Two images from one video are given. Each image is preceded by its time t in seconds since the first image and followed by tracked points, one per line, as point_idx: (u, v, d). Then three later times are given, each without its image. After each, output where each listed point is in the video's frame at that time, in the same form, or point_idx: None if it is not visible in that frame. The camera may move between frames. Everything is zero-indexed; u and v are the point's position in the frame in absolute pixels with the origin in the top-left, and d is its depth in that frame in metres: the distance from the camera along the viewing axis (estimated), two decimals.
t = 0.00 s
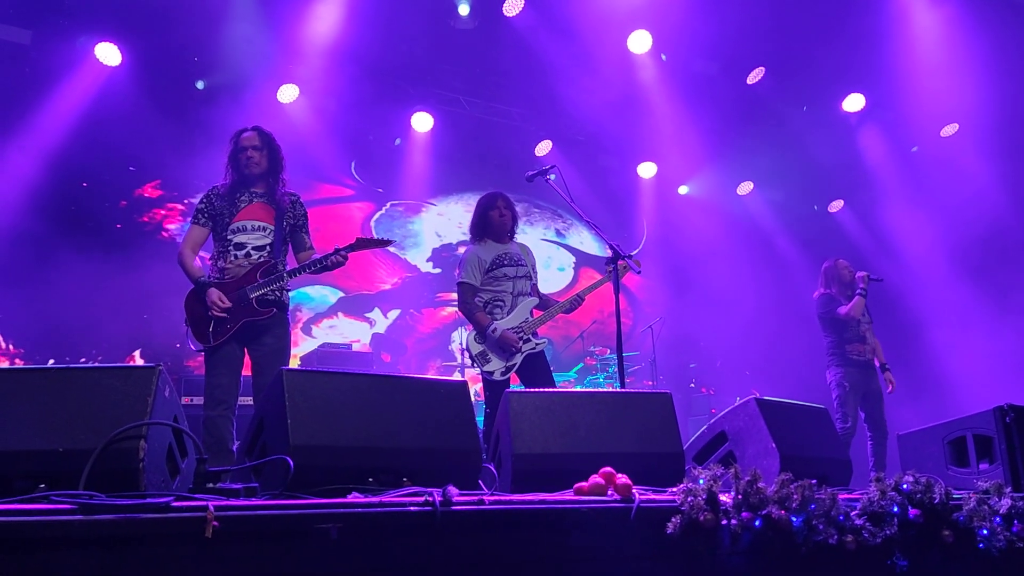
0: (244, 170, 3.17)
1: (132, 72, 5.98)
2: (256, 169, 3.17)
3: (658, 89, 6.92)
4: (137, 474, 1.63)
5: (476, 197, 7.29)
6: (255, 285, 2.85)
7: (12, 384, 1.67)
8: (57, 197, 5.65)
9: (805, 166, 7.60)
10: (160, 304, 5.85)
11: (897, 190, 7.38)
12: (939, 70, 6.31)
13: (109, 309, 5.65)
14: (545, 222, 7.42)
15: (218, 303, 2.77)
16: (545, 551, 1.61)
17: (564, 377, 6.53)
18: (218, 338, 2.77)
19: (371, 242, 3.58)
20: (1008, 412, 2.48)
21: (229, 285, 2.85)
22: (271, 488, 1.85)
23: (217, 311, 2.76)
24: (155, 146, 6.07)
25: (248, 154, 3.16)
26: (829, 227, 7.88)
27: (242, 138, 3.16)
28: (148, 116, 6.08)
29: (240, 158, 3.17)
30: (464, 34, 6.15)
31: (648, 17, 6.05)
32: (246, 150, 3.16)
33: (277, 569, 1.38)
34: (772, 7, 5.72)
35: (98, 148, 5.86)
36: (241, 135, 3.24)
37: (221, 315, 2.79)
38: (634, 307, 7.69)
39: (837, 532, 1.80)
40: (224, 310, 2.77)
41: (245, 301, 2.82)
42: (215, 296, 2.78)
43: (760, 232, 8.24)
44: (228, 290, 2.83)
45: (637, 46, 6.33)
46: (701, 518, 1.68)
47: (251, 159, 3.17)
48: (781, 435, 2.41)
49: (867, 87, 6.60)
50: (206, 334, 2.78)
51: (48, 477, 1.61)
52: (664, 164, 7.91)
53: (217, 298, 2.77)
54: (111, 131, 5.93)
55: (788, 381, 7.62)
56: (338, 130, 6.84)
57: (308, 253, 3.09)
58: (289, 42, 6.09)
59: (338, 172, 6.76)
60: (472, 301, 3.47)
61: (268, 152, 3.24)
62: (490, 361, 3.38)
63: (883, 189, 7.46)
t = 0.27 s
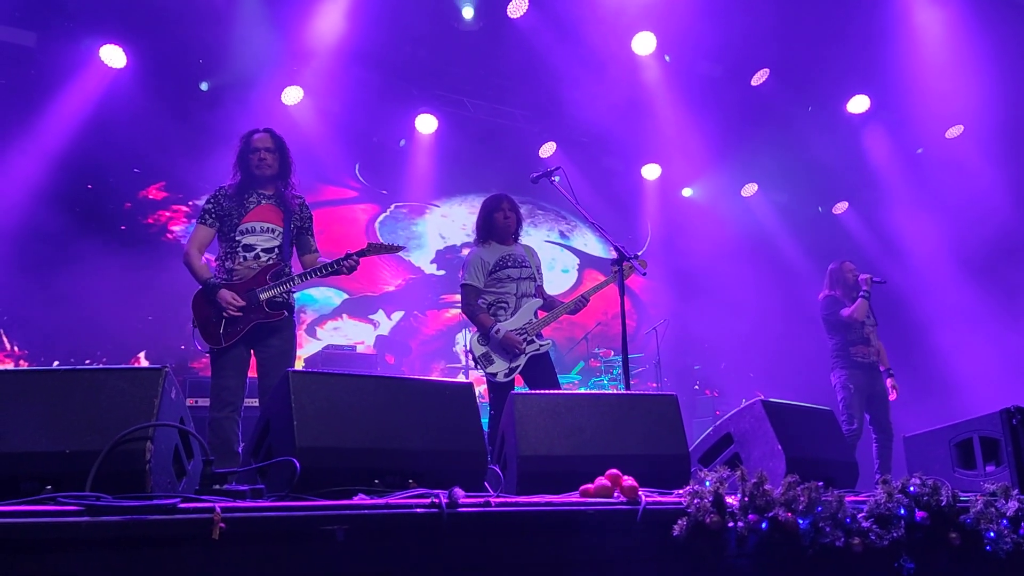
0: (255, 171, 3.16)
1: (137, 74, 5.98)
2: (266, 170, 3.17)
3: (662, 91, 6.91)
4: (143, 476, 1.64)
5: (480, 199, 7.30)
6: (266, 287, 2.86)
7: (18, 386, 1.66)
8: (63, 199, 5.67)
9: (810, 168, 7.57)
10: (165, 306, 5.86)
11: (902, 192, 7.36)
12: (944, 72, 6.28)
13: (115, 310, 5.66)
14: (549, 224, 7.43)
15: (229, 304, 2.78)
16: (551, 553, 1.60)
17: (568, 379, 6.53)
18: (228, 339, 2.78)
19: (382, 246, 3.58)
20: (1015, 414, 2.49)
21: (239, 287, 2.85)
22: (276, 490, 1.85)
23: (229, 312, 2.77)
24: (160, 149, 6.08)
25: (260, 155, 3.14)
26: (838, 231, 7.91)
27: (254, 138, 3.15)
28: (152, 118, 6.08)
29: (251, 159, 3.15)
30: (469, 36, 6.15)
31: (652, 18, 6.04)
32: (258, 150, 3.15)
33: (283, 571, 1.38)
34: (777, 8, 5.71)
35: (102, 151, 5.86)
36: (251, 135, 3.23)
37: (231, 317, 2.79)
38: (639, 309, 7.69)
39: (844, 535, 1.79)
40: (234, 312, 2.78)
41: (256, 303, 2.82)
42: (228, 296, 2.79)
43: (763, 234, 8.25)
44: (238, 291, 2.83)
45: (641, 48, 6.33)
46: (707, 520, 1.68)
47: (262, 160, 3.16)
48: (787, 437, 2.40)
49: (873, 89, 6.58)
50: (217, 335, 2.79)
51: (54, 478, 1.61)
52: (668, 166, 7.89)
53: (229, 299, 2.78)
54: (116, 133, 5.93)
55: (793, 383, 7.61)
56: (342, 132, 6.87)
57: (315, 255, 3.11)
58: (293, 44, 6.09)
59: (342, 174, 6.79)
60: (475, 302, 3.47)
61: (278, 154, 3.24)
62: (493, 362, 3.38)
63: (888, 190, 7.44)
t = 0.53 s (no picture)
0: (266, 176, 3.17)
1: (141, 78, 5.99)
2: (277, 177, 3.19)
3: (665, 93, 6.91)
4: (149, 480, 1.64)
5: (483, 201, 7.31)
6: (273, 292, 2.87)
7: (23, 390, 1.67)
8: (67, 203, 5.69)
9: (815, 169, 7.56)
10: (170, 310, 5.88)
11: (907, 192, 7.35)
12: (948, 72, 6.27)
13: (119, 314, 5.68)
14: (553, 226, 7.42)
15: (238, 307, 2.78)
16: (556, 556, 1.60)
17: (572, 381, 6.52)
18: (236, 343, 2.79)
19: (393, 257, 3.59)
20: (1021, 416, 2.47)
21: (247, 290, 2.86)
22: (282, 492, 1.85)
23: (238, 315, 2.78)
24: (165, 152, 6.10)
25: (274, 161, 3.16)
26: (839, 234, 7.89)
27: (268, 144, 3.16)
28: (157, 122, 6.10)
29: (263, 164, 3.16)
30: (472, 39, 6.17)
31: (655, 20, 6.04)
32: (272, 156, 3.17)
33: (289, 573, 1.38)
34: (780, 8, 5.70)
35: (107, 155, 5.88)
36: (264, 139, 3.24)
37: (241, 320, 2.80)
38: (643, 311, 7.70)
39: (850, 536, 1.78)
40: (243, 314, 2.79)
41: (264, 308, 2.83)
42: (237, 297, 2.79)
43: (768, 235, 8.21)
44: (247, 294, 2.84)
45: (644, 50, 6.33)
46: (712, 522, 1.67)
47: (275, 167, 3.17)
48: (792, 439, 2.40)
49: (876, 90, 6.57)
50: (224, 339, 2.79)
51: (61, 481, 1.62)
52: (672, 168, 7.89)
53: (238, 300, 2.78)
54: (120, 137, 5.95)
55: (798, 385, 7.59)
56: (346, 135, 6.88)
57: (318, 261, 3.14)
58: (297, 48, 6.11)
59: (347, 177, 6.80)
60: (479, 305, 3.48)
61: (289, 161, 3.26)
62: (497, 365, 3.37)
63: (892, 191, 7.43)
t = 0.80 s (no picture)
0: (272, 182, 3.19)
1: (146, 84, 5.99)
2: (284, 182, 3.20)
3: (669, 94, 6.91)
4: (154, 483, 1.65)
5: (487, 204, 7.31)
6: (281, 297, 2.88)
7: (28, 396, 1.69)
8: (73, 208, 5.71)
9: (818, 170, 7.55)
10: (175, 315, 5.90)
11: (911, 192, 7.35)
12: (951, 72, 6.26)
13: (125, 318, 5.69)
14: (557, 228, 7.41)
15: (246, 310, 2.79)
16: (561, 558, 1.60)
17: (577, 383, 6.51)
18: (245, 347, 2.79)
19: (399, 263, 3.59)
20: None
21: (255, 295, 2.87)
22: (288, 496, 1.85)
23: (246, 318, 2.79)
24: (169, 158, 6.13)
25: (281, 166, 3.19)
26: (845, 235, 7.89)
27: (275, 149, 3.19)
28: (161, 127, 6.14)
29: (270, 169, 3.18)
30: (475, 43, 6.20)
31: (657, 21, 6.05)
32: (279, 161, 3.19)
33: None
34: (783, 8, 5.70)
35: (112, 160, 5.90)
36: (270, 145, 3.26)
37: (248, 323, 2.81)
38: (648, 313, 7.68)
39: (856, 538, 1.78)
40: (251, 318, 2.79)
41: (271, 312, 2.84)
42: (244, 302, 2.80)
43: (772, 236, 8.20)
44: (254, 299, 2.85)
45: (646, 51, 6.33)
46: (718, 525, 1.66)
47: (281, 173, 3.19)
48: (797, 441, 2.39)
49: (880, 90, 6.56)
50: (232, 343, 2.79)
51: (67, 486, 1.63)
52: (676, 169, 7.89)
53: (245, 304, 2.79)
54: (125, 142, 5.97)
55: (803, 386, 7.57)
56: (349, 139, 6.88)
57: (323, 266, 3.14)
58: (300, 52, 6.13)
59: (350, 180, 6.80)
60: (483, 307, 3.49)
61: (295, 166, 3.28)
62: (502, 367, 3.37)
63: (896, 190, 7.42)
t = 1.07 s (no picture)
0: (274, 184, 3.20)
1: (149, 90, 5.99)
2: (285, 185, 3.22)
3: (671, 95, 6.91)
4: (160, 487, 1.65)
5: (489, 206, 7.35)
6: (286, 299, 2.89)
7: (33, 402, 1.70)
8: (78, 214, 5.74)
9: (822, 169, 7.52)
10: (180, 319, 5.91)
11: (914, 191, 7.33)
12: (956, 71, 6.23)
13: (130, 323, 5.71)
14: (560, 229, 7.41)
15: (251, 314, 2.80)
16: (567, 562, 1.60)
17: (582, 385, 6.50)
18: (251, 350, 2.80)
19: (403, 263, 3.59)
20: None
21: (260, 299, 2.88)
22: (294, 500, 1.85)
23: (251, 322, 2.79)
24: (170, 162, 6.23)
25: (280, 168, 3.20)
26: (850, 234, 7.88)
27: (275, 152, 3.21)
28: (165, 133, 6.20)
29: (270, 172, 3.20)
30: (476, 45, 6.20)
31: (659, 23, 6.05)
32: (279, 163, 3.21)
33: None
34: (786, 8, 5.69)
35: (115, 165, 5.95)
36: (270, 148, 3.28)
37: (255, 326, 2.81)
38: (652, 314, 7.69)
39: (863, 539, 1.77)
40: (257, 321, 2.80)
41: (277, 316, 2.85)
42: (250, 305, 2.80)
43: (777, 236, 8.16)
44: (259, 303, 2.86)
45: (649, 53, 6.33)
46: (725, 527, 1.66)
47: (282, 175, 3.20)
48: (803, 442, 2.38)
49: (883, 89, 6.54)
50: (239, 346, 2.80)
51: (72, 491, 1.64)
52: (680, 170, 7.85)
53: (252, 308, 2.79)
54: (129, 149, 6.03)
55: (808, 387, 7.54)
56: (352, 142, 6.91)
57: (326, 269, 3.15)
58: (303, 56, 6.13)
59: (354, 183, 6.85)
60: (487, 310, 3.49)
61: (296, 169, 3.30)
62: (506, 370, 3.38)
63: (900, 190, 7.40)
